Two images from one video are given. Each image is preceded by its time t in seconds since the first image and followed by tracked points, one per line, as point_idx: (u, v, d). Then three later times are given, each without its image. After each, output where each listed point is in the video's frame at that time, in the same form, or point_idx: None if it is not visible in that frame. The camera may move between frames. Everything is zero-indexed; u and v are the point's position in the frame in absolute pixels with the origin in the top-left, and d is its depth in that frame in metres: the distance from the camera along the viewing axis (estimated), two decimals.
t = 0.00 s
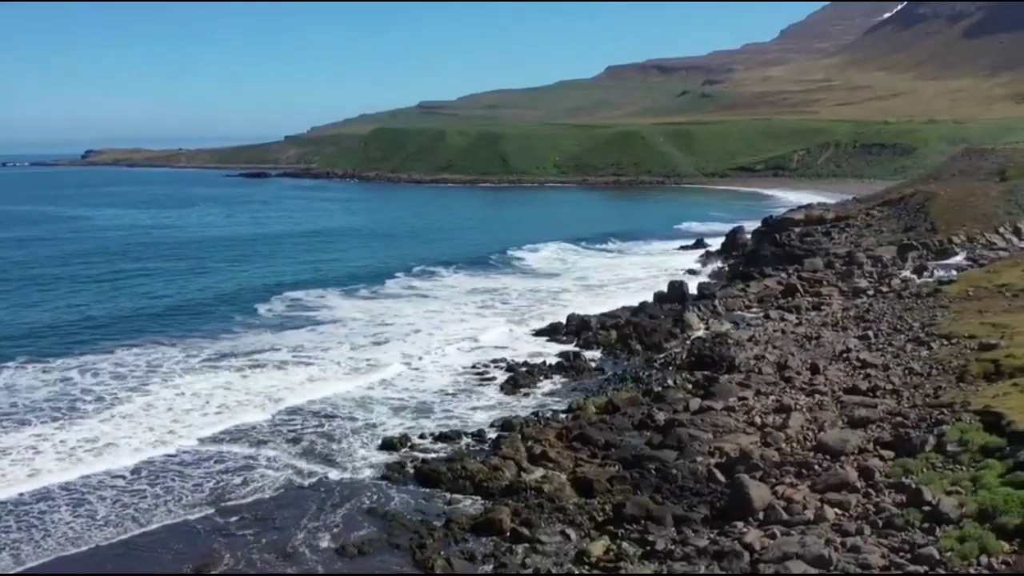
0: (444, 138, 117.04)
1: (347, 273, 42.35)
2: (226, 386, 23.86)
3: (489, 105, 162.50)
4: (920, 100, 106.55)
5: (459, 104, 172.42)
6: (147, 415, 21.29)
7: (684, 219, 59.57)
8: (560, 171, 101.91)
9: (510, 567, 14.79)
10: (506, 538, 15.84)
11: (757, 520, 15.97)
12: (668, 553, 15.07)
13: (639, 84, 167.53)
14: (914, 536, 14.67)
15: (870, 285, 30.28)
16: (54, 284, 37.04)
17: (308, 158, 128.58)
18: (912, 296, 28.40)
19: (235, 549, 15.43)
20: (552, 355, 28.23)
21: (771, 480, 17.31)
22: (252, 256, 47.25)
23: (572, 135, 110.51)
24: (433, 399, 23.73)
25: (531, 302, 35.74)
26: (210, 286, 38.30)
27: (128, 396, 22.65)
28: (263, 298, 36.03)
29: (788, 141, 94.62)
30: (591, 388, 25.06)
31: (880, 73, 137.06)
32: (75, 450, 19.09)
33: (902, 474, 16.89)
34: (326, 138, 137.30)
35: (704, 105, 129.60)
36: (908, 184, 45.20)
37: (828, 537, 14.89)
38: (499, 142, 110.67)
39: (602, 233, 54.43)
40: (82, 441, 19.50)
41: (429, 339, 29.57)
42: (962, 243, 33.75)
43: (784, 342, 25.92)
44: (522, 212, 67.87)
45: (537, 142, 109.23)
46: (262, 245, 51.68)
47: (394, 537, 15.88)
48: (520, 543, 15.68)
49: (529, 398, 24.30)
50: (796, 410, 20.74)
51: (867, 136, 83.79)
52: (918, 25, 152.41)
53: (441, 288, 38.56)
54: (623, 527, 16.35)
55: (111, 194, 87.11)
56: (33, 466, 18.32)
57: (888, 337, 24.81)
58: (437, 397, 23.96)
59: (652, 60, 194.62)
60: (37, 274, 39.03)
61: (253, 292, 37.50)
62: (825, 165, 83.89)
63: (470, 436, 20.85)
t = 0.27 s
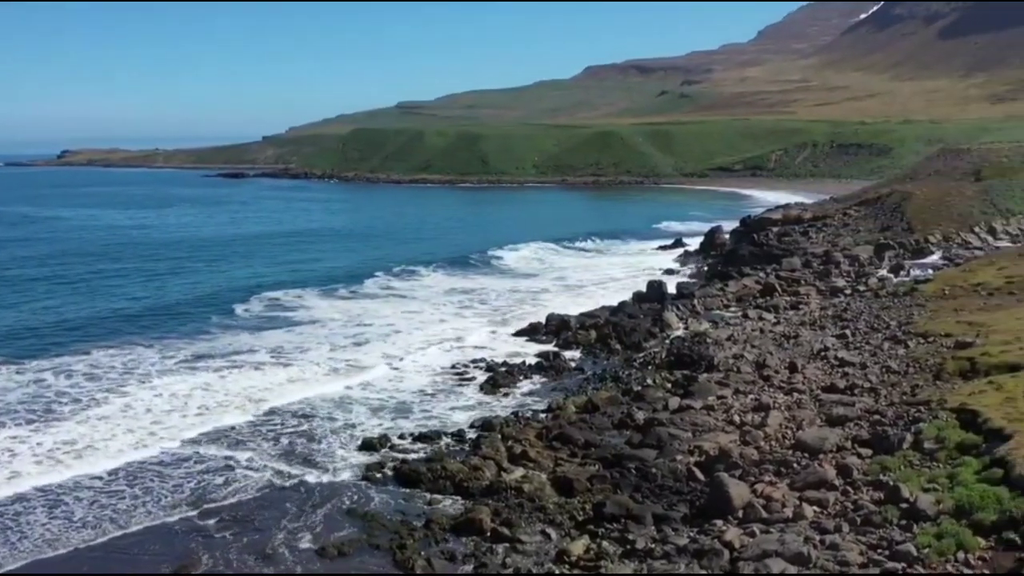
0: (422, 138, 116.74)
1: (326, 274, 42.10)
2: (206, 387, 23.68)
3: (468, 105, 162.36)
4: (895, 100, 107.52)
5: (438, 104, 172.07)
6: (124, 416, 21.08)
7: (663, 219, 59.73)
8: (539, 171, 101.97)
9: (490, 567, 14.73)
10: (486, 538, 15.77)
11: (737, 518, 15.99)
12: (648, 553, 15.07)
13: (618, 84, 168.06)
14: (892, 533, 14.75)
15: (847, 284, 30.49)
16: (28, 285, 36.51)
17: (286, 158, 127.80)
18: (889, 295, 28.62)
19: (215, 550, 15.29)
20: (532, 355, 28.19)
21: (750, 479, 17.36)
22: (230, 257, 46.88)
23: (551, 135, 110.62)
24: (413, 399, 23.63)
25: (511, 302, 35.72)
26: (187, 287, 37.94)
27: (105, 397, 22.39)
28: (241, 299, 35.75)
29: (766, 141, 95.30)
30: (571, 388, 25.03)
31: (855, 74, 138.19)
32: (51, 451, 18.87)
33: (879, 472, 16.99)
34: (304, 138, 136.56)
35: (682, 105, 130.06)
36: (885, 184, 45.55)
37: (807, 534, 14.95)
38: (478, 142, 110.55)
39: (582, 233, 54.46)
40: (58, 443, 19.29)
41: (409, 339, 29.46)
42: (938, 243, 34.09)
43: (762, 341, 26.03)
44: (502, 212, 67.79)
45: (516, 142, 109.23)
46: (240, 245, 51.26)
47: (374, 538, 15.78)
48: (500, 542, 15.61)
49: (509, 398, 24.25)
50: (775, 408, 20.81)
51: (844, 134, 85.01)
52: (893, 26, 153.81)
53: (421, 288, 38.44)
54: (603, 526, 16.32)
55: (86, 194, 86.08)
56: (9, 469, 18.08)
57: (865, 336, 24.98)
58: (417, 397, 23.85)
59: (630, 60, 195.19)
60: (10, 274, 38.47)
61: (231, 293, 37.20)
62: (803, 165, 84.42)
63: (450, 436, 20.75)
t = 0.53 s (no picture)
0: (401, 138, 116.41)
1: (306, 275, 41.88)
2: (186, 387, 23.50)
3: (448, 106, 162.15)
4: (872, 101, 108.47)
5: (417, 104, 171.65)
6: (103, 417, 20.90)
7: (642, 219, 59.87)
8: (518, 171, 102.00)
9: (471, 567, 14.67)
10: (468, 538, 15.70)
11: (717, 516, 16.02)
12: (629, 551, 15.08)
13: (597, 85, 168.46)
14: (871, 530, 14.83)
15: (826, 283, 30.70)
16: (3, 286, 36.01)
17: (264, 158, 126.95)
18: (867, 294, 28.82)
19: (195, 552, 15.17)
20: (512, 355, 28.15)
21: (730, 477, 17.41)
22: (208, 257, 46.51)
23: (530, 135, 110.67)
24: (394, 400, 23.53)
25: (491, 302, 35.70)
26: (165, 288, 37.62)
27: (82, 400, 22.10)
28: (220, 300, 35.48)
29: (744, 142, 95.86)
30: (551, 388, 25.01)
31: (832, 75, 139.30)
32: (28, 453, 18.68)
33: (858, 470, 17.08)
34: (282, 138, 135.81)
35: (661, 105, 130.51)
36: (862, 184, 45.87)
37: (787, 532, 15.02)
38: (457, 142, 110.38)
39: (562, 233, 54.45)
40: (36, 445, 19.10)
41: (390, 340, 29.35)
42: (915, 242, 34.41)
43: (741, 340, 26.13)
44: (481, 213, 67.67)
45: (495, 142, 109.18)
46: (218, 246, 50.80)
47: (356, 538, 15.68)
48: (481, 543, 15.55)
49: (490, 398, 24.19)
50: (754, 407, 20.89)
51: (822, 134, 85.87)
52: (869, 28, 155.23)
53: (401, 288, 38.32)
54: (584, 525, 16.29)
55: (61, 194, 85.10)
56: None
57: (844, 334, 25.15)
58: (398, 397, 23.75)
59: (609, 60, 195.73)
60: None
61: (210, 294, 36.91)
62: (781, 165, 84.95)
63: (431, 436, 20.65)
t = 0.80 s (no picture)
0: (381, 138, 116.08)
1: (286, 275, 41.64)
2: (166, 388, 23.32)
3: (428, 106, 161.86)
4: (849, 102, 109.31)
5: (397, 104, 171.17)
6: (82, 418, 20.72)
7: (623, 219, 59.98)
8: (498, 171, 101.98)
9: (453, 566, 14.60)
10: (449, 538, 15.63)
11: (698, 515, 16.04)
12: (611, 550, 15.07)
13: (577, 85, 168.75)
14: (851, 527, 14.90)
15: (805, 283, 30.89)
16: None
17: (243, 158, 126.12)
18: (846, 293, 29.00)
19: (175, 553, 15.05)
20: (493, 355, 28.10)
21: (711, 476, 17.45)
22: (186, 258, 46.14)
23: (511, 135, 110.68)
24: (375, 400, 23.41)
25: (472, 302, 35.65)
26: (144, 289, 37.29)
27: (60, 401, 21.84)
28: (199, 300, 35.20)
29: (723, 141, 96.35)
30: (532, 388, 24.97)
31: (810, 75, 140.27)
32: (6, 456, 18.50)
33: (838, 467, 17.16)
34: (261, 138, 135.04)
35: (641, 106, 130.85)
36: (840, 184, 46.17)
37: (768, 530, 15.06)
38: (437, 142, 110.18)
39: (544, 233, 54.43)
40: (13, 446, 18.92)
41: (371, 340, 29.22)
42: (893, 241, 34.70)
43: (722, 339, 26.22)
44: (462, 213, 67.54)
45: (475, 142, 109.07)
46: (196, 246, 50.37)
47: (337, 540, 15.57)
48: (463, 543, 15.48)
49: (471, 397, 24.12)
50: (734, 406, 20.94)
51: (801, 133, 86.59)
52: (847, 29, 156.52)
53: (382, 288, 38.18)
54: (565, 525, 16.26)
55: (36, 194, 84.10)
56: None
57: (823, 333, 25.30)
58: (379, 398, 23.63)
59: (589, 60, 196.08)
60: None
61: (189, 294, 36.62)
62: (760, 165, 85.41)
63: (412, 436, 20.55)
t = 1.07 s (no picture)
0: (361, 138, 115.66)
1: (265, 276, 41.36)
2: (146, 389, 23.13)
3: (408, 106, 161.49)
4: (827, 102, 110.13)
5: (377, 104, 170.61)
6: (62, 419, 20.50)
7: (603, 219, 60.10)
8: (479, 171, 101.89)
9: (435, 567, 14.54)
10: (430, 539, 15.56)
11: (680, 514, 16.05)
12: (592, 549, 15.05)
13: (557, 85, 168.97)
14: (831, 525, 14.97)
15: (784, 282, 31.06)
16: None
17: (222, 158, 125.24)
18: (825, 292, 29.18)
19: (156, 555, 14.92)
20: (474, 355, 28.03)
21: (692, 474, 17.48)
22: (164, 258, 45.71)
23: (491, 135, 110.61)
24: (356, 401, 23.27)
25: (453, 302, 35.57)
26: (121, 290, 36.87)
27: (38, 403, 21.57)
28: (178, 301, 34.87)
29: (703, 142, 96.82)
30: (513, 388, 24.92)
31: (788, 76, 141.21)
32: None
33: (818, 466, 17.25)
34: (240, 138, 134.16)
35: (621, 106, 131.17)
36: (819, 184, 46.43)
37: (748, 529, 15.11)
38: (417, 142, 109.93)
39: (525, 233, 54.42)
40: None
41: (352, 341, 29.07)
42: (871, 241, 34.96)
43: (702, 339, 26.30)
44: (443, 213, 67.38)
45: (456, 142, 108.93)
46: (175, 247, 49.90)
47: (318, 541, 15.44)
48: (445, 543, 15.40)
49: (452, 398, 24.04)
50: (715, 405, 20.99)
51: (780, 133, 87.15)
52: (825, 29, 157.76)
53: (362, 288, 38.02)
54: (547, 524, 16.22)
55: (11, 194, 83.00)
56: None
57: (802, 332, 25.44)
58: (360, 398, 23.48)
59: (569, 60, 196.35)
60: None
61: (167, 296, 36.28)
62: (739, 165, 85.87)
63: (393, 437, 20.44)
